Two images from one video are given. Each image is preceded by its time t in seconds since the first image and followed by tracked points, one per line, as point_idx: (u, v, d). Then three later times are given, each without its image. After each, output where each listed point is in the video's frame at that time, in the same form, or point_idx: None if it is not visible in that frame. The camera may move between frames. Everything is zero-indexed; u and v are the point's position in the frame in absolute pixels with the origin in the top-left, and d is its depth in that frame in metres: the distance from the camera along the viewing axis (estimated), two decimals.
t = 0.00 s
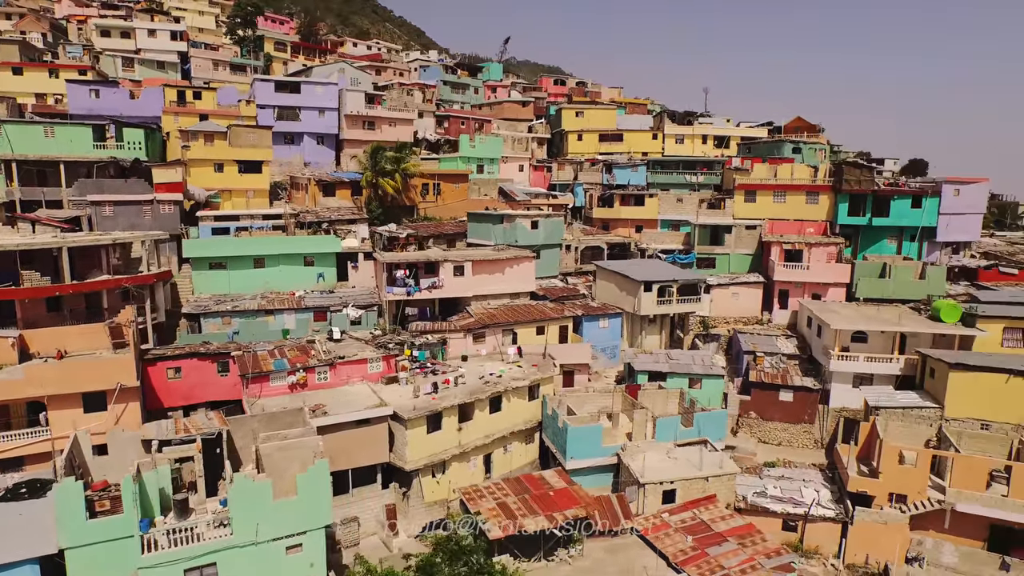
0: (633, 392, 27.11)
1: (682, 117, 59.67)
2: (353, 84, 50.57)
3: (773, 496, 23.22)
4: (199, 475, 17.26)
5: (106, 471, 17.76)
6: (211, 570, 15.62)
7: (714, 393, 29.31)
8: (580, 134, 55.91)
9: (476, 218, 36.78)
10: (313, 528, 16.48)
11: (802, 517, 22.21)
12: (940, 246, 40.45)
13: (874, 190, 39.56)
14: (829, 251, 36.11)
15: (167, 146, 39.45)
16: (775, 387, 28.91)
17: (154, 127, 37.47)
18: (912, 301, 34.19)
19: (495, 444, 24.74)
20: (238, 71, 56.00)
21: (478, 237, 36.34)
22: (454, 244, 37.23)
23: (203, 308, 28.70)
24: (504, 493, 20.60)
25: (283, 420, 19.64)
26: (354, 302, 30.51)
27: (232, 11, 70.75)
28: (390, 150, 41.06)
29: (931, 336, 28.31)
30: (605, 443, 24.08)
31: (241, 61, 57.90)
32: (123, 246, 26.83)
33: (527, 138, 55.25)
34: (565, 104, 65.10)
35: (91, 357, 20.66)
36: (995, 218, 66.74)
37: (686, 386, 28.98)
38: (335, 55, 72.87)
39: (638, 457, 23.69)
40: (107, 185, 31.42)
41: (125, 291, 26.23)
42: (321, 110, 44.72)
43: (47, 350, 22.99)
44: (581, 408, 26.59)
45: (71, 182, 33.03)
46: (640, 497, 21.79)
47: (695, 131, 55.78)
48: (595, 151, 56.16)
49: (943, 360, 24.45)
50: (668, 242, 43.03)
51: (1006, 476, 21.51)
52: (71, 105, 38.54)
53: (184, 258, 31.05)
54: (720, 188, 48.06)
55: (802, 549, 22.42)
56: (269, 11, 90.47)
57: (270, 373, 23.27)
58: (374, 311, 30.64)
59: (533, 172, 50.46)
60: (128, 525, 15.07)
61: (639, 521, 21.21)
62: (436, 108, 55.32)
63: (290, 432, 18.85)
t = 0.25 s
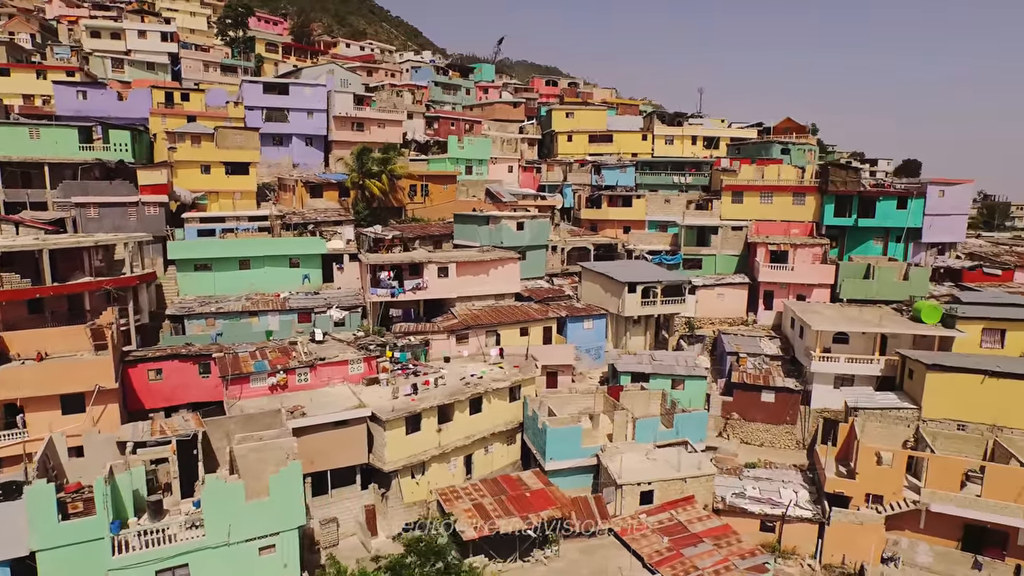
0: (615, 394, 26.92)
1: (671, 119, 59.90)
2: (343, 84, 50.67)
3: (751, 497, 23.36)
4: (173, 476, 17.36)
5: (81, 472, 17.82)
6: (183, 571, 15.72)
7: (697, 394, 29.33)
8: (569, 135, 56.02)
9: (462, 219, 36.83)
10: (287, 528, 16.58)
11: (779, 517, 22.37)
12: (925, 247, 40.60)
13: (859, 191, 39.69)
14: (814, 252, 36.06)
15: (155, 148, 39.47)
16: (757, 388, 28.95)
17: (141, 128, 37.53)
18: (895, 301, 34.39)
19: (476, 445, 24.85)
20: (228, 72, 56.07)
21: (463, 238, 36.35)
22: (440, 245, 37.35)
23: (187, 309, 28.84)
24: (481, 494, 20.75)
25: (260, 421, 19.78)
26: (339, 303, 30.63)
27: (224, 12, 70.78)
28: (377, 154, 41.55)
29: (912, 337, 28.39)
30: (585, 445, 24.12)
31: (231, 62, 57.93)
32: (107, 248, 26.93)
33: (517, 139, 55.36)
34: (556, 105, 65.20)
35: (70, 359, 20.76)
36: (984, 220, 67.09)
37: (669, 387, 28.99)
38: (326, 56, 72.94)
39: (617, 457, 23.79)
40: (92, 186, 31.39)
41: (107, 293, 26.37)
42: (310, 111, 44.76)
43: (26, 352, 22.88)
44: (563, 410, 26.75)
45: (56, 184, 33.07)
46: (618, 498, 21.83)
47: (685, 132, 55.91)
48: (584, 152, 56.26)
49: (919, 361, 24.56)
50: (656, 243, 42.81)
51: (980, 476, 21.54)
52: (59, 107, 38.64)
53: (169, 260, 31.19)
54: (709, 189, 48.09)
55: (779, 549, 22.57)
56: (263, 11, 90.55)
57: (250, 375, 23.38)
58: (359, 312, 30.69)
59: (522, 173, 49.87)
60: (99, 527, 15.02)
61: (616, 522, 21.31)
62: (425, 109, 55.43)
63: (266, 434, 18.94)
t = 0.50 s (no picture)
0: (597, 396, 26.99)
1: (661, 120, 60.14)
2: (333, 85, 50.81)
3: (729, 498, 23.44)
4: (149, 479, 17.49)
5: (58, 475, 17.93)
6: (156, 572, 15.84)
7: (681, 395, 29.45)
8: (559, 137, 56.16)
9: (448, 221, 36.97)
10: (261, 529, 16.72)
11: (757, 518, 22.48)
12: (910, 248, 40.79)
13: (845, 193, 39.86)
14: (799, 253, 36.37)
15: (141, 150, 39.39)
16: (739, 390, 29.04)
17: (128, 130, 37.63)
18: (879, 302, 34.33)
19: (457, 446, 25.01)
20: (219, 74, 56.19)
21: (450, 239, 36.51)
22: (427, 247, 37.47)
23: (172, 311, 28.87)
24: (458, 495, 20.95)
25: (239, 423, 19.95)
26: (323, 305, 30.75)
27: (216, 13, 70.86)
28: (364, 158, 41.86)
29: (892, 338, 28.52)
30: (565, 446, 24.29)
31: (222, 63, 58.02)
32: (90, 250, 27.13)
33: (507, 140, 55.50)
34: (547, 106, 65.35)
35: (48, 362, 20.89)
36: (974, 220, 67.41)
37: (652, 388, 29.16)
38: (318, 57, 73.06)
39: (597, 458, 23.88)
40: (77, 188, 31.52)
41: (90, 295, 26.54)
42: (299, 113, 44.92)
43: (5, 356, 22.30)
44: (545, 411, 26.77)
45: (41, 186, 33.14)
46: (595, 499, 21.97)
47: (674, 133, 56.09)
48: (574, 153, 56.39)
49: (897, 362, 24.75)
50: (643, 243, 42.59)
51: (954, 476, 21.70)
52: (47, 109, 38.65)
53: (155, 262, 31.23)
54: (697, 190, 48.01)
55: (757, 550, 22.75)
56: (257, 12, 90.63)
57: (231, 377, 23.68)
58: (343, 313, 30.80)
59: (511, 174, 50.20)
60: (71, 529, 15.12)
61: (593, 523, 21.41)
62: (415, 111, 55.57)
63: (243, 436, 19.09)
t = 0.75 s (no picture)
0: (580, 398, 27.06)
1: (651, 122, 60.38)
2: (323, 88, 51.06)
3: (707, 499, 23.58)
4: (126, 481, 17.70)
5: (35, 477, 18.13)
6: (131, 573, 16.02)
7: (664, 397, 29.62)
8: (549, 138, 56.38)
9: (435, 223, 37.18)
10: (236, 531, 16.91)
11: (733, 519, 22.69)
12: (896, 250, 41.05)
13: (831, 195, 40.07)
14: (785, 255, 36.46)
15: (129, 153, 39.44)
16: (721, 391, 29.17)
17: (117, 133, 37.94)
18: (862, 305, 34.68)
19: (438, 447, 25.21)
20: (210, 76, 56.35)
21: (437, 242, 36.74)
22: (414, 249, 37.69)
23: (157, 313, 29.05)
24: (436, 496, 21.20)
25: (218, 425, 20.13)
26: (309, 307, 30.96)
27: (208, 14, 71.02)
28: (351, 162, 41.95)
29: (872, 340, 28.70)
30: (545, 448, 24.41)
31: (214, 65, 58.17)
32: (74, 253, 27.31)
33: (497, 142, 55.71)
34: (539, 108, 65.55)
35: (29, 364, 21.07)
36: (964, 221, 67.71)
37: (635, 390, 29.36)
38: (310, 59, 73.20)
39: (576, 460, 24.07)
40: (65, 192, 31.59)
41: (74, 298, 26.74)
42: (289, 116, 45.03)
43: None
44: (527, 412, 26.93)
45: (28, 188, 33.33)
46: (573, 500, 22.12)
47: (664, 135, 56.33)
48: (564, 155, 56.57)
49: (875, 364, 25.00)
50: (630, 246, 42.24)
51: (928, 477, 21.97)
52: (34, 111, 38.61)
53: (141, 264, 31.39)
54: (685, 192, 48.09)
55: (734, 551, 22.94)
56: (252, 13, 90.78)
57: (213, 379, 23.84)
58: (328, 316, 31.01)
59: (501, 176, 50.56)
60: (45, 532, 15.24)
61: (571, 524, 21.62)
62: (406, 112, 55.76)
63: (221, 438, 19.28)
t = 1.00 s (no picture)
0: (563, 400, 27.18)
1: (642, 124, 60.70)
2: (314, 90, 51.21)
3: (686, 500, 23.75)
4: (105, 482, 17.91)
5: (15, 479, 18.32)
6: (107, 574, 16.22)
7: (646, 399, 29.89)
8: (540, 140, 56.65)
9: (423, 226, 37.45)
10: (213, 531, 17.16)
11: (711, 520, 22.91)
12: (881, 252, 41.35)
13: (816, 197, 40.29)
14: (770, 257, 36.13)
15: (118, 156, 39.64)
16: (703, 393, 29.29)
17: (106, 137, 38.05)
18: (845, 307, 34.85)
19: (421, 448, 25.38)
20: (201, 78, 56.62)
21: (424, 244, 37.01)
22: (401, 251, 37.98)
23: (144, 316, 29.15)
24: (415, 497, 21.50)
25: (199, 427, 20.34)
26: (295, 310, 31.19)
27: (201, 16, 71.27)
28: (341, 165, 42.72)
29: (853, 343, 28.90)
30: (526, 449, 24.64)
31: (206, 67, 58.40)
32: (60, 256, 27.49)
33: (488, 144, 55.97)
34: (531, 109, 65.82)
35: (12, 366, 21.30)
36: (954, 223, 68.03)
37: (618, 392, 29.60)
38: (303, 60, 73.46)
39: (557, 461, 24.23)
40: (53, 196, 32.50)
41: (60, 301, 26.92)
42: (279, 118, 45.23)
43: None
44: (509, 414, 27.09)
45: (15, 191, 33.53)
46: (552, 501, 22.42)
47: (654, 137, 56.63)
48: (555, 156, 56.82)
49: (852, 367, 25.28)
50: (618, 247, 42.83)
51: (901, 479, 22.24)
52: (24, 113, 38.89)
53: (128, 266, 31.54)
54: (674, 194, 48.25)
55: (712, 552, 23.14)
56: (247, 14, 91.12)
57: (196, 381, 24.03)
58: (314, 318, 31.24)
59: (492, 178, 51.08)
60: (20, 533, 15.38)
61: (549, 525, 21.86)
62: (397, 114, 55.99)
63: (200, 440, 19.50)
